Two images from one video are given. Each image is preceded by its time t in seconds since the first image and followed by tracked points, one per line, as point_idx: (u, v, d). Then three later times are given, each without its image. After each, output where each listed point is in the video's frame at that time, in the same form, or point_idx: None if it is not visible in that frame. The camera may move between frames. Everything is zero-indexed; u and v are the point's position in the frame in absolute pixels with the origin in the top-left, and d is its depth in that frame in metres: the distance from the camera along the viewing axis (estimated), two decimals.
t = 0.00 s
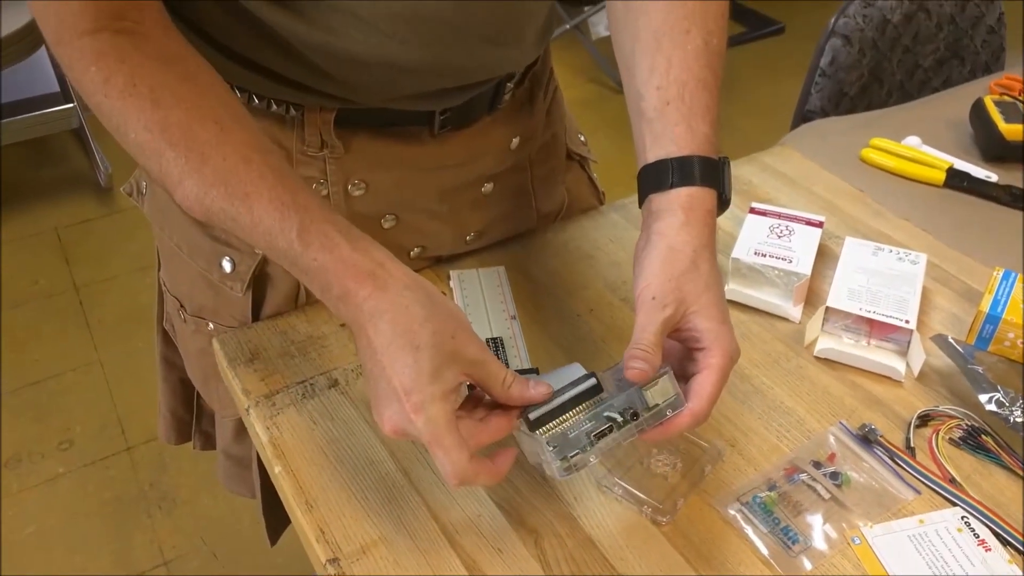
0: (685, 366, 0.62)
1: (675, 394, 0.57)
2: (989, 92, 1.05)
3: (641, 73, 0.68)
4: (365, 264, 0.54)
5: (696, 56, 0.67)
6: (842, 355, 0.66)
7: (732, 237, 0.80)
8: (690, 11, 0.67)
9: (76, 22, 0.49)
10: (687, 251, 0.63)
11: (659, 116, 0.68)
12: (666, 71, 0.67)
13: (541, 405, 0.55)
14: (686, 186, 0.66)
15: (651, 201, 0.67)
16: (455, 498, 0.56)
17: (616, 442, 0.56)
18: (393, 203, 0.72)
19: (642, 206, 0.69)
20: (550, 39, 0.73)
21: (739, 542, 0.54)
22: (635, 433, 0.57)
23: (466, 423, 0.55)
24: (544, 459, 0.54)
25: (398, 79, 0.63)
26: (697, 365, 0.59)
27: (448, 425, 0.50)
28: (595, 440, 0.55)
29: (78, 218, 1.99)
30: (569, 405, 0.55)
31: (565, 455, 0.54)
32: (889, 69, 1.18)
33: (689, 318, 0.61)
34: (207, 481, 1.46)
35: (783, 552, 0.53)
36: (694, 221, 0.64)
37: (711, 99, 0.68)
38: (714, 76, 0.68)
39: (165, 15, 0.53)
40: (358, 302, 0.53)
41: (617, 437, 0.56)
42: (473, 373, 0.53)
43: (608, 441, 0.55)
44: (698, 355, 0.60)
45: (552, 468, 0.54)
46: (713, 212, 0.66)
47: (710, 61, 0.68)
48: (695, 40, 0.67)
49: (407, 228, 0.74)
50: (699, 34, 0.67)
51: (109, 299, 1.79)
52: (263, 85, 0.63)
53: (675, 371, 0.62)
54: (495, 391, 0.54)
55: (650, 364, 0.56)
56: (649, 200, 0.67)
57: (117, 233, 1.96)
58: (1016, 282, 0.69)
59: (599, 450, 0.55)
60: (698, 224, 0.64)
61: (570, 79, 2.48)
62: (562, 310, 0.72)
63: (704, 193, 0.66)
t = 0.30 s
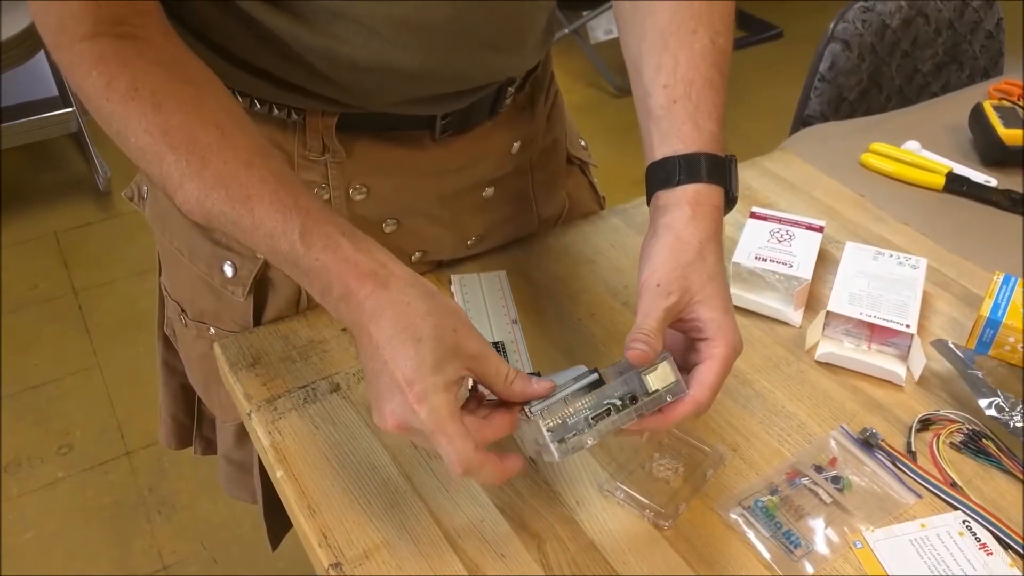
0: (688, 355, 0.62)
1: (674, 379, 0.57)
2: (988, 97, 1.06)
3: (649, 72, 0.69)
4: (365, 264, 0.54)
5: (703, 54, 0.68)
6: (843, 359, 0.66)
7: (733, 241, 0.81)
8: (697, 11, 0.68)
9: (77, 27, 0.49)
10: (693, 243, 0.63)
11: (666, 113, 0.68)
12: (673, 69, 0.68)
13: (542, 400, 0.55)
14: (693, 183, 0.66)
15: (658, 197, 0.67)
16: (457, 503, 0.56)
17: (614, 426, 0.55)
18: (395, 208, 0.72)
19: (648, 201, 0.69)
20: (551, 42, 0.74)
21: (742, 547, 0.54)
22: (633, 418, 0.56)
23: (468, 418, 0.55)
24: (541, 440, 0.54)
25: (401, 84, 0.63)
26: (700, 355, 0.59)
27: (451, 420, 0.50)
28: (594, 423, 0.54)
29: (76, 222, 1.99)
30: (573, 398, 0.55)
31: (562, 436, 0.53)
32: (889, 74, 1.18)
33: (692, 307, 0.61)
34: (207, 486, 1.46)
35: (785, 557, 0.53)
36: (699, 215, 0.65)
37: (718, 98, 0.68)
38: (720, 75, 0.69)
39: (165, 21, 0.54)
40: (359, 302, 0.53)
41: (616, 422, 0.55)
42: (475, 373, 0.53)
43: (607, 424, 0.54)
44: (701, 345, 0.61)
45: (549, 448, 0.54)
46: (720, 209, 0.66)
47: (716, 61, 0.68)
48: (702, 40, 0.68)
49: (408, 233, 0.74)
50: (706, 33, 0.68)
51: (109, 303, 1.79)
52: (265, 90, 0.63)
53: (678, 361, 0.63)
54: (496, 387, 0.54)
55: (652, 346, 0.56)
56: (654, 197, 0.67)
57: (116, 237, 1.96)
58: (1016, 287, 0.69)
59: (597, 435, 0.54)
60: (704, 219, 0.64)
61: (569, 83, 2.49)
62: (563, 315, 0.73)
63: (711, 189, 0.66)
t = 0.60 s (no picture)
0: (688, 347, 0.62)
1: (675, 364, 0.54)
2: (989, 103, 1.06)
3: (668, 72, 0.69)
4: (364, 271, 0.54)
5: (721, 53, 0.68)
6: (845, 364, 0.66)
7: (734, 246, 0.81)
8: (715, 10, 0.69)
9: (78, 32, 0.49)
10: (703, 237, 0.63)
11: (684, 112, 0.68)
12: (692, 67, 0.68)
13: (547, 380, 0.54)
14: (711, 181, 0.66)
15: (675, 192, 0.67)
16: (459, 508, 0.56)
17: (610, 405, 0.52)
18: (399, 212, 0.72)
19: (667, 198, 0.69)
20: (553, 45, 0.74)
21: (744, 552, 0.54)
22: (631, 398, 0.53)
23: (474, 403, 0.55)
24: (536, 411, 0.53)
25: (405, 90, 0.64)
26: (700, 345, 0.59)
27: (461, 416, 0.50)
28: (593, 399, 0.52)
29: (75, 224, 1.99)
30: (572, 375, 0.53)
31: (556, 408, 0.52)
32: (889, 79, 1.18)
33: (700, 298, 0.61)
34: (206, 488, 1.46)
35: (787, 562, 0.53)
36: (712, 211, 0.65)
37: (736, 95, 0.69)
38: (739, 74, 0.69)
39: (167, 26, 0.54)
40: (353, 313, 0.53)
41: (612, 400, 0.52)
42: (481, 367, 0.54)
43: (603, 402, 0.52)
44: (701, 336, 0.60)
45: (542, 419, 0.52)
46: (741, 206, 0.66)
47: (734, 58, 0.69)
48: (720, 38, 0.68)
49: (411, 237, 0.74)
50: (725, 31, 0.69)
51: (108, 305, 1.79)
52: (269, 95, 0.63)
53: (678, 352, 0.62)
54: (499, 371, 0.54)
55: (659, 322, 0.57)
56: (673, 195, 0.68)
57: (116, 239, 1.96)
58: (1018, 293, 0.69)
59: (591, 412, 0.52)
60: (717, 214, 0.64)
61: (569, 87, 2.49)
62: (564, 319, 0.73)
63: (731, 187, 0.66)
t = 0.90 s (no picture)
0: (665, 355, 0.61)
1: (663, 366, 0.53)
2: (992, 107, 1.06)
3: (655, 76, 0.69)
4: (356, 281, 0.54)
5: (706, 57, 0.68)
6: (847, 369, 0.66)
7: (736, 249, 0.81)
8: (703, 15, 0.68)
9: (74, 33, 0.49)
10: (675, 241, 0.62)
11: (664, 116, 0.68)
12: (676, 72, 0.68)
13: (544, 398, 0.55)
14: (682, 184, 0.66)
15: (653, 198, 0.68)
16: (463, 511, 0.56)
17: (602, 409, 0.51)
18: (402, 214, 0.72)
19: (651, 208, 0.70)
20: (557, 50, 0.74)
21: (747, 556, 0.54)
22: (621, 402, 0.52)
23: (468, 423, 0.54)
24: (527, 420, 0.52)
25: (406, 96, 0.64)
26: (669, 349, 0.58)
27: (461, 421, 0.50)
28: (584, 402, 0.51)
29: (75, 224, 1.99)
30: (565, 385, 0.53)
31: (550, 415, 0.51)
32: (891, 83, 1.18)
33: (664, 304, 0.60)
34: (206, 489, 1.45)
35: (789, 566, 0.53)
36: (682, 215, 0.64)
37: (720, 101, 0.68)
38: (725, 79, 0.69)
39: (164, 27, 0.54)
40: (345, 326, 0.52)
41: (603, 404, 0.51)
42: (476, 380, 0.54)
43: (593, 406, 0.51)
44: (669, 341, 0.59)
45: (535, 428, 0.51)
46: (714, 208, 0.65)
47: (720, 63, 0.68)
48: (706, 43, 0.68)
49: (414, 239, 0.74)
50: (711, 36, 0.68)
51: (108, 305, 1.79)
52: (272, 95, 0.62)
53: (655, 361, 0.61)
54: (492, 390, 0.54)
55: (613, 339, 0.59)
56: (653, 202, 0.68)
57: (116, 239, 1.96)
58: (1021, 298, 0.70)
59: (584, 416, 0.51)
60: (687, 217, 0.64)
61: (570, 89, 2.50)
62: (566, 323, 0.73)
63: (704, 190, 0.65)
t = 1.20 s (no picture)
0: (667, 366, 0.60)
1: (665, 371, 0.53)
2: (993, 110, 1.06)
3: (655, 83, 0.69)
4: (357, 282, 0.54)
5: (707, 65, 0.68)
6: (847, 371, 0.66)
7: (736, 252, 0.81)
8: (704, 22, 0.68)
9: (75, 34, 0.49)
10: (677, 250, 0.63)
11: (665, 122, 0.68)
12: (676, 78, 0.68)
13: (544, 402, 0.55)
14: (682, 193, 0.66)
15: (652, 206, 0.68)
16: (463, 514, 0.56)
17: (602, 411, 0.51)
18: (401, 217, 0.72)
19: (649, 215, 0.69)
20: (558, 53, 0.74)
21: (747, 559, 0.54)
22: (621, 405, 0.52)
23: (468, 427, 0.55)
24: (527, 420, 0.52)
25: (408, 99, 0.64)
26: (673, 361, 0.58)
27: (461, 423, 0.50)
28: (584, 402, 0.51)
29: (76, 224, 1.99)
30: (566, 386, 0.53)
31: (550, 415, 0.51)
32: (891, 86, 1.18)
33: (666, 314, 0.60)
34: (205, 489, 1.45)
35: (789, 569, 0.53)
36: (683, 223, 0.64)
37: (721, 109, 0.68)
38: (725, 87, 0.69)
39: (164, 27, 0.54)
40: (346, 328, 0.52)
41: (602, 406, 0.51)
42: (478, 383, 0.54)
43: (593, 408, 0.51)
44: (672, 352, 0.59)
45: (534, 427, 0.51)
46: (713, 217, 0.65)
47: (721, 71, 0.68)
48: (707, 50, 0.68)
49: (414, 241, 0.74)
50: (713, 44, 0.68)
51: (108, 306, 1.79)
52: (273, 97, 0.62)
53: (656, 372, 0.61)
54: (493, 394, 0.54)
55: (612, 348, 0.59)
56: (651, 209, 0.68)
57: (116, 239, 1.96)
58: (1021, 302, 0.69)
59: (584, 417, 0.51)
60: (687, 226, 0.64)
61: (571, 90, 2.50)
62: (566, 325, 0.73)
63: (704, 199, 0.65)
